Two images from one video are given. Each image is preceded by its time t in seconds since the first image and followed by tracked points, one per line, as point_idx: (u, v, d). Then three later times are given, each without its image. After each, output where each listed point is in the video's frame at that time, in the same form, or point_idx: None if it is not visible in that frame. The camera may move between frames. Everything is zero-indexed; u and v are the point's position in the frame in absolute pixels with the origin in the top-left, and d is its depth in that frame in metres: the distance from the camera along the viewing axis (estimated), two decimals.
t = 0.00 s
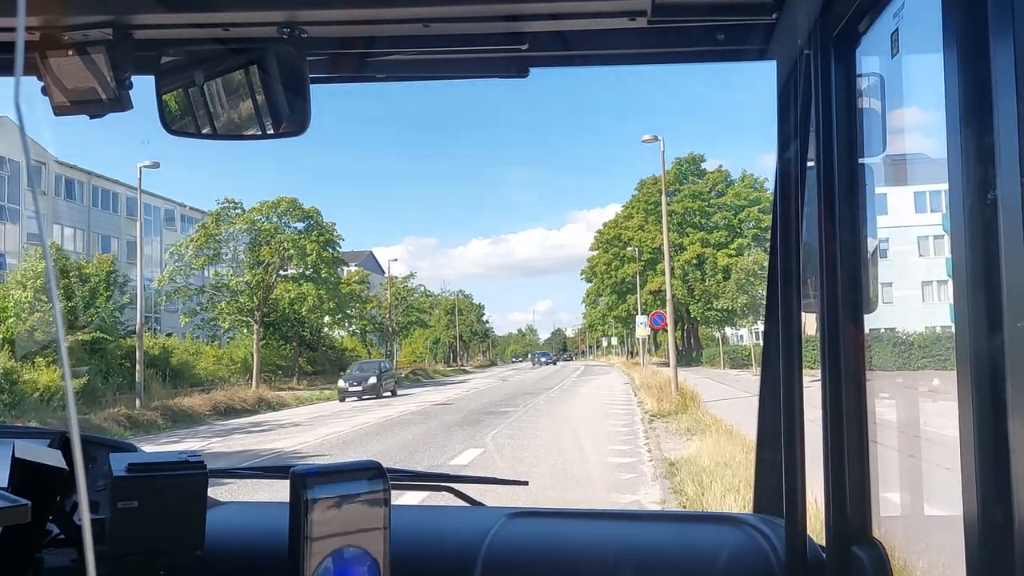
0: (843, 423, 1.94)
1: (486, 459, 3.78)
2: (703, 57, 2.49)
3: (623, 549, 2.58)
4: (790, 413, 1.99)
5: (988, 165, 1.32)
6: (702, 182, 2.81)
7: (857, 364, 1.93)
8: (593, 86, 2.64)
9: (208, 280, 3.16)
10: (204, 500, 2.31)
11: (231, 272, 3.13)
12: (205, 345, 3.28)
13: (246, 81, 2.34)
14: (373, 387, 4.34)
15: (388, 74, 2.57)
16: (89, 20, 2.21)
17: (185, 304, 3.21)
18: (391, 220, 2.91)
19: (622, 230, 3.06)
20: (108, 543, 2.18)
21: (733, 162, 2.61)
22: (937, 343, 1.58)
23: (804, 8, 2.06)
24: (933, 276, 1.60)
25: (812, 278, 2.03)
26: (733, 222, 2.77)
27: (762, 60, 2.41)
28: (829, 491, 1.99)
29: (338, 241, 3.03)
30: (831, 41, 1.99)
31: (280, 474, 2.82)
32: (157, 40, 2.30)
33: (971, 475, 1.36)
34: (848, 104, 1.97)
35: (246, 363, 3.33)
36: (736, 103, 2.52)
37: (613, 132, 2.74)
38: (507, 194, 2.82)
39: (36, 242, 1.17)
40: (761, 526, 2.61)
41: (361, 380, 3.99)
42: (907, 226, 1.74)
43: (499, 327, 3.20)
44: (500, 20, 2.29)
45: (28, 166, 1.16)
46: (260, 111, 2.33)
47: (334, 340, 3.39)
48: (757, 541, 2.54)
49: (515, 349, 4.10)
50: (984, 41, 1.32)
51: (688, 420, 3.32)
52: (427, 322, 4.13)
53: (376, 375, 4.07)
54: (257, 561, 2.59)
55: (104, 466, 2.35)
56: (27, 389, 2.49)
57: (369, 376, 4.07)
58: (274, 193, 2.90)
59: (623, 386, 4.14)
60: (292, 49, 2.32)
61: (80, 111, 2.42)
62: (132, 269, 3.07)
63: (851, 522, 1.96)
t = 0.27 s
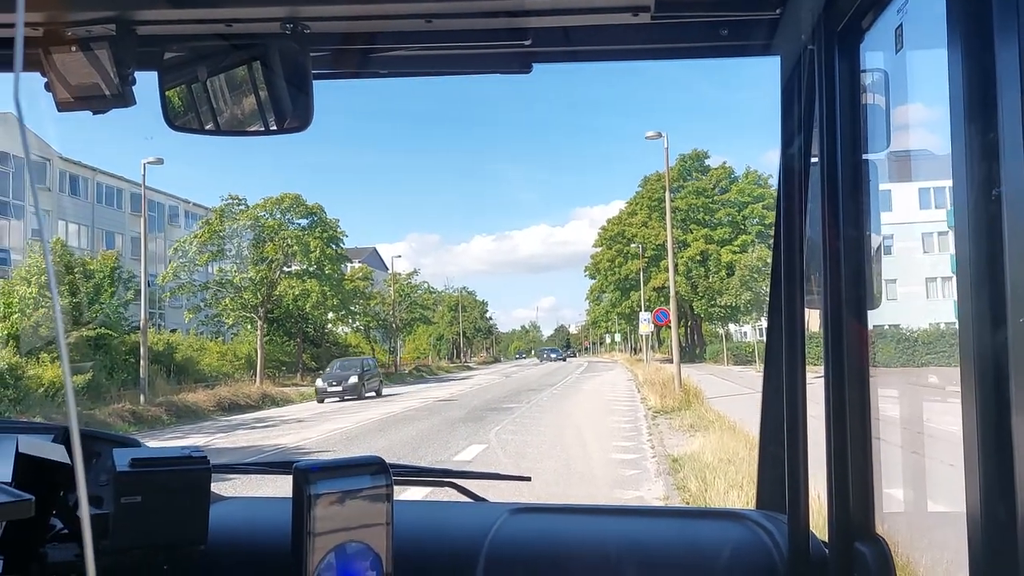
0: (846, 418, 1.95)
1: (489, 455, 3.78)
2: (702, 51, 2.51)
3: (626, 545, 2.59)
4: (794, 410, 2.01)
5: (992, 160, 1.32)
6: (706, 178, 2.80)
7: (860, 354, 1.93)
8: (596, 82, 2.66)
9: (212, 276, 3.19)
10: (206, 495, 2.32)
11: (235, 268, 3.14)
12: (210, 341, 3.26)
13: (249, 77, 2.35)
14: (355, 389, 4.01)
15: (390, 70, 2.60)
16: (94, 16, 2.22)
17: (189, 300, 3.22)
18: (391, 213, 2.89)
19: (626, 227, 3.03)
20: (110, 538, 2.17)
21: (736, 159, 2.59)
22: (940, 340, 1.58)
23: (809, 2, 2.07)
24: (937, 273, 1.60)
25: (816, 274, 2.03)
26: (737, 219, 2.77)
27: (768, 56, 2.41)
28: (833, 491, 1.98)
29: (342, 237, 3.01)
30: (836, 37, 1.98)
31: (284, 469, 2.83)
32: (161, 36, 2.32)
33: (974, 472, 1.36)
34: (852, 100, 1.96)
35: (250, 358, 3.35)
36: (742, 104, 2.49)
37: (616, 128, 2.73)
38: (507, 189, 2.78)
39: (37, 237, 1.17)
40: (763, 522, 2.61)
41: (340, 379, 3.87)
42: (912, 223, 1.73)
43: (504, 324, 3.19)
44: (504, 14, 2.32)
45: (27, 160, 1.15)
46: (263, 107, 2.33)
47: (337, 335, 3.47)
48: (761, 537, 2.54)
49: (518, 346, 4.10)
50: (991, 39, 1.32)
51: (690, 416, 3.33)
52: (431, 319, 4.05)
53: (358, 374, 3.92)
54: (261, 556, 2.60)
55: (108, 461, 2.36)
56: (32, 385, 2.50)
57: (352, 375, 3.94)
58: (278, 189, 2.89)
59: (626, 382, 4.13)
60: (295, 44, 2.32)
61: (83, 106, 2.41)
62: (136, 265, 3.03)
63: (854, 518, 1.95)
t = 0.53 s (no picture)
0: (853, 417, 1.93)
1: (496, 451, 3.79)
2: (708, 46, 2.52)
3: (631, 541, 2.58)
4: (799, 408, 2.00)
5: (1001, 155, 1.31)
6: (713, 175, 2.80)
7: (868, 345, 1.92)
8: (603, 77, 2.65)
9: (219, 272, 3.21)
10: (214, 490, 2.33)
11: (242, 264, 3.17)
12: (217, 337, 3.28)
13: (255, 74, 2.35)
14: (332, 389, 4.03)
15: (396, 66, 2.60)
16: (101, 12, 2.23)
17: (196, 296, 3.21)
18: (398, 211, 2.88)
19: (632, 223, 3.04)
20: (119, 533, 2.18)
21: (743, 155, 2.59)
22: (948, 336, 1.58)
23: None
24: (945, 270, 1.59)
25: (823, 271, 2.02)
26: (744, 214, 2.77)
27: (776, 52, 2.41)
28: (840, 485, 1.96)
29: (348, 234, 3.01)
30: (842, 32, 1.97)
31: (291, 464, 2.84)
32: (168, 32, 2.33)
33: (983, 470, 1.36)
34: (860, 95, 1.96)
35: (256, 354, 3.42)
36: (752, 99, 2.49)
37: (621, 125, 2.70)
38: (513, 186, 2.80)
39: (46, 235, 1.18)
40: (771, 518, 2.61)
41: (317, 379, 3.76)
42: (920, 219, 1.72)
43: (508, 320, 3.10)
44: (511, 10, 2.33)
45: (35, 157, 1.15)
46: (269, 103, 2.34)
47: (343, 332, 3.52)
48: (768, 533, 2.54)
49: (524, 342, 4.09)
50: (1000, 38, 1.32)
51: (697, 412, 3.31)
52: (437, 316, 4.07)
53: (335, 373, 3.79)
54: (270, 551, 2.62)
55: (117, 457, 2.36)
56: (41, 380, 2.51)
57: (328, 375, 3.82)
58: (285, 186, 2.89)
59: (633, 378, 4.12)
60: (302, 40, 2.32)
61: (91, 103, 2.41)
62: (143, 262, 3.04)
63: (861, 516, 1.94)
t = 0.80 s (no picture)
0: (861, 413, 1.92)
1: (501, 449, 3.79)
2: (707, 44, 2.55)
3: (636, 539, 2.58)
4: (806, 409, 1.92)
5: (1009, 150, 1.34)
6: (719, 173, 2.72)
7: (873, 352, 1.92)
8: (606, 75, 2.68)
9: (225, 271, 3.14)
10: (220, 487, 2.34)
11: (249, 262, 3.10)
12: (223, 335, 3.23)
13: (261, 72, 2.36)
14: (307, 392, 3.63)
15: (400, 63, 2.65)
16: (108, 12, 2.25)
17: (203, 294, 3.18)
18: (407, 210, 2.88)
19: (638, 221, 2.95)
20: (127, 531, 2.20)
21: (749, 152, 2.58)
22: (955, 334, 1.58)
23: None
24: (952, 267, 1.58)
25: (829, 269, 2.01)
26: (750, 211, 2.78)
27: (780, 48, 2.42)
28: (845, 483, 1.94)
29: (355, 232, 3.01)
30: (850, 28, 1.95)
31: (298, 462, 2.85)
32: (174, 31, 2.34)
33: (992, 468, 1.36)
34: (867, 93, 1.95)
35: (262, 353, 3.33)
36: (757, 96, 2.49)
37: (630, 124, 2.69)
38: (520, 185, 2.78)
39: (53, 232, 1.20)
40: (777, 515, 2.61)
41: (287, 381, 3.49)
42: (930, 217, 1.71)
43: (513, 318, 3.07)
44: (516, 8, 2.35)
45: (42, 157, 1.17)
46: (275, 102, 2.34)
47: (350, 330, 3.43)
48: (775, 532, 2.53)
49: (530, 341, 4.09)
50: (1009, 35, 1.34)
51: (703, 410, 3.29)
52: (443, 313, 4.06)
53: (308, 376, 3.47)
54: (277, 548, 2.63)
55: (124, 455, 2.37)
56: (48, 378, 2.52)
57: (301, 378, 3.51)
58: (290, 184, 2.89)
59: (639, 377, 4.11)
60: (308, 39, 2.34)
61: (99, 101, 2.43)
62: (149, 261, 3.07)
63: (867, 514, 1.93)
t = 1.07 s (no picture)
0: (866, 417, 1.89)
1: (505, 448, 3.78)
2: (710, 45, 2.52)
3: (641, 540, 2.58)
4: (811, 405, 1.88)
5: (1016, 150, 1.34)
6: (722, 173, 2.79)
7: (878, 356, 1.91)
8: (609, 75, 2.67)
9: (229, 271, 3.19)
10: (224, 489, 2.33)
11: (253, 262, 3.17)
12: (227, 335, 3.27)
13: (265, 73, 2.36)
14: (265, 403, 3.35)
15: (405, 64, 2.61)
16: (112, 12, 2.26)
17: (207, 295, 3.21)
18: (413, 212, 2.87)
19: (642, 220, 3.00)
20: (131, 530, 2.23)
21: (753, 152, 2.58)
22: (960, 334, 1.57)
23: None
24: (956, 267, 1.58)
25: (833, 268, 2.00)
26: (753, 212, 2.75)
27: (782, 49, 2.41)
28: (851, 486, 1.89)
29: (358, 233, 2.99)
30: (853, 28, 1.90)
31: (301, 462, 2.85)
32: (180, 32, 2.36)
33: (996, 468, 1.37)
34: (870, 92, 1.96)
35: (267, 353, 3.29)
36: (765, 94, 2.48)
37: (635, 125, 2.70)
38: (527, 186, 2.79)
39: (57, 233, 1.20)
40: (780, 515, 2.61)
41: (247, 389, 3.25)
42: (932, 217, 1.71)
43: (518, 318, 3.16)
44: (519, 8, 2.35)
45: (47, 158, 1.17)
46: (279, 102, 2.33)
47: (352, 330, 3.48)
48: (779, 532, 2.53)
49: (533, 341, 4.09)
50: (1013, 36, 1.34)
51: (708, 410, 3.21)
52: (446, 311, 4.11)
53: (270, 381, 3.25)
54: (281, 548, 2.63)
55: (128, 454, 2.37)
56: (53, 378, 2.53)
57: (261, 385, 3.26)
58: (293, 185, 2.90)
59: (643, 376, 4.09)
60: (312, 39, 2.35)
61: (101, 102, 2.41)
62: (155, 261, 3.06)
63: (872, 515, 1.90)
